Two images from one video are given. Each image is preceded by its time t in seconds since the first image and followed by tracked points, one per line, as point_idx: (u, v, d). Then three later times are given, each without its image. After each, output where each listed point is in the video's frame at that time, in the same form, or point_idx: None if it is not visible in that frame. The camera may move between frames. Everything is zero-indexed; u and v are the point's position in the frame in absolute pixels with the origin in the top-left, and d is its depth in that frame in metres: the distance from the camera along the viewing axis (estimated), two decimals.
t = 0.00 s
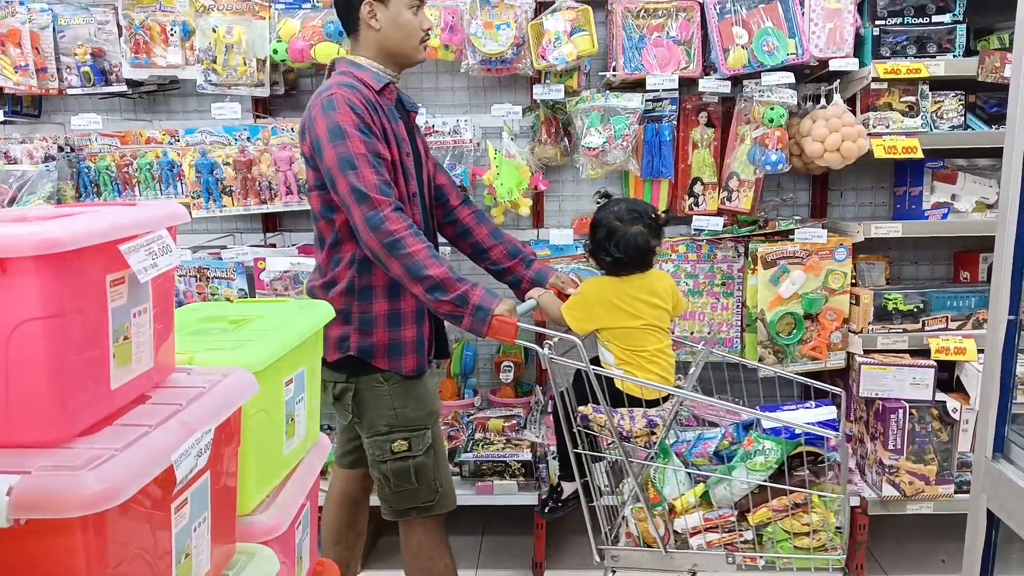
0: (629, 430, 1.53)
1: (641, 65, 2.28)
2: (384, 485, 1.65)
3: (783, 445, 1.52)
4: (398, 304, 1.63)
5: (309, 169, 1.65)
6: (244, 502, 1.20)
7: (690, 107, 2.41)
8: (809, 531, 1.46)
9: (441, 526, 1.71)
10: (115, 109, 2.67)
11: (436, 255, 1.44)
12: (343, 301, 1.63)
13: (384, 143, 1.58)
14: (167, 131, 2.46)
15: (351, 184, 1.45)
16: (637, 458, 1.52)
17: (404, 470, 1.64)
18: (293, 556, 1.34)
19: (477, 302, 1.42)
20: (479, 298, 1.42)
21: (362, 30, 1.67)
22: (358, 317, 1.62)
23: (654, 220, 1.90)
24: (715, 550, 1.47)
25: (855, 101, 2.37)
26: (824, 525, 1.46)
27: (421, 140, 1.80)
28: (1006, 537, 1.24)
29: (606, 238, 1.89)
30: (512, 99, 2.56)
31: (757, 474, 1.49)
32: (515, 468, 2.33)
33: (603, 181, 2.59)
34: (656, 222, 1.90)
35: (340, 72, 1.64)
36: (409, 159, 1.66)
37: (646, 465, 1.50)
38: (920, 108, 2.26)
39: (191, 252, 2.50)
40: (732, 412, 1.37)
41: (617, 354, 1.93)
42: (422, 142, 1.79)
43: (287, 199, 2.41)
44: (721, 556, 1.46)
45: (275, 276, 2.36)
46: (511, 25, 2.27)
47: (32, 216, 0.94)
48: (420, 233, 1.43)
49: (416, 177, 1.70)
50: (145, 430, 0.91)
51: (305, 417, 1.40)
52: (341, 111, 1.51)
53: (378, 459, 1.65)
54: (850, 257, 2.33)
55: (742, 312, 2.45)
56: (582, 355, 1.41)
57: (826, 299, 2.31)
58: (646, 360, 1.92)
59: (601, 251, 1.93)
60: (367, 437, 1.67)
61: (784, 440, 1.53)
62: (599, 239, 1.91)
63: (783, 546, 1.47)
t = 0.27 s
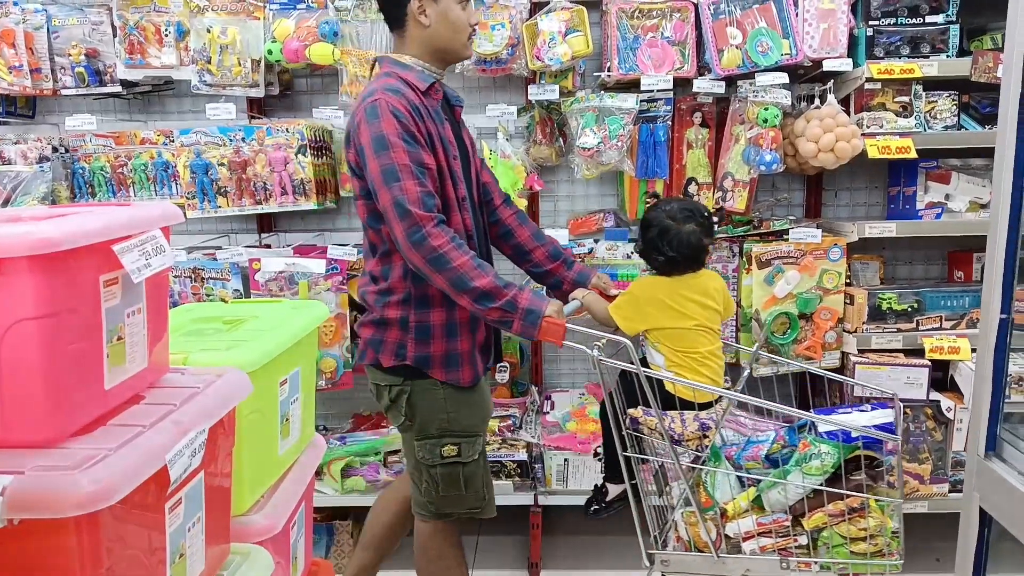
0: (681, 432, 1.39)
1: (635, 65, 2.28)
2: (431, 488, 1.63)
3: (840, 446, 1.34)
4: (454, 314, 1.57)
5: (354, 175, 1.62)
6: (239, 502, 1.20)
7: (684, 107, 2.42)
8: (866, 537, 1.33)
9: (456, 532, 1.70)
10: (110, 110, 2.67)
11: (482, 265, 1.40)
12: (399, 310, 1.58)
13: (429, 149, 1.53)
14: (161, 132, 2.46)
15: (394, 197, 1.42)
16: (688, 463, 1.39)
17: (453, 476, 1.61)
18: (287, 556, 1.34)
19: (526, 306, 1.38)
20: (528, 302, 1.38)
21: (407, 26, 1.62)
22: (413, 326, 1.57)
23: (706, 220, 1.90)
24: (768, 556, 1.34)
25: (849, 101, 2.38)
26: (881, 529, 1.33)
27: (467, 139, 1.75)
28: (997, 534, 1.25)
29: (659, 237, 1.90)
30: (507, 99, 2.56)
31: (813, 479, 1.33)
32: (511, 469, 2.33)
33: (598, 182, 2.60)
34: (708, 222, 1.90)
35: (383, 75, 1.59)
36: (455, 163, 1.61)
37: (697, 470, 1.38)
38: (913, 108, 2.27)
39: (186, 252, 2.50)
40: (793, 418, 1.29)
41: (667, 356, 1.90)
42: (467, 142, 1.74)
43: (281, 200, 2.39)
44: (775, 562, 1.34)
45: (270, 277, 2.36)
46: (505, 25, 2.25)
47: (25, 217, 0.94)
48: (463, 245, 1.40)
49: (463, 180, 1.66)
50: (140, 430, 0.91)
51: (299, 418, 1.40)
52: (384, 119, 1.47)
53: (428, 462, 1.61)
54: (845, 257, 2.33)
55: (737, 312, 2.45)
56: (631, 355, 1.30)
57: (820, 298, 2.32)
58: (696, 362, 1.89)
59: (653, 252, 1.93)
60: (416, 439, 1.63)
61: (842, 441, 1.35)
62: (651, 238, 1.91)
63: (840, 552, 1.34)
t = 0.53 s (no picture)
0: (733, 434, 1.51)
1: (631, 64, 2.28)
2: (438, 490, 1.60)
3: (893, 448, 1.44)
4: (477, 321, 1.55)
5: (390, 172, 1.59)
6: (233, 500, 1.20)
7: (680, 106, 2.42)
8: (922, 540, 1.44)
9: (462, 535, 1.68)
10: (104, 107, 2.67)
11: (530, 267, 1.41)
12: (422, 312, 1.57)
13: (474, 149, 1.52)
14: (157, 130, 2.46)
15: (440, 199, 1.40)
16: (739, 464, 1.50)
17: (461, 481, 1.59)
18: (281, 553, 1.34)
19: (576, 306, 1.40)
20: (576, 303, 1.41)
21: (459, 20, 1.60)
22: (436, 329, 1.56)
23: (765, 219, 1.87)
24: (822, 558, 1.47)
25: (844, 100, 2.38)
26: (936, 532, 1.44)
27: (507, 136, 1.73)
28: (989, 534, 1.23)
29: (719, 233, 1.85)
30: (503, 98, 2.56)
31: (868, 481, 1.45)
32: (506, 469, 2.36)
33: (594, 180, 2.61)
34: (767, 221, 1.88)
35: (424, 72, 1.56)
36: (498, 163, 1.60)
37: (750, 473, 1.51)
38: (908, 108, 2.28)
39: (181, 250, 2.49)
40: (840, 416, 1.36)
41: (718, 356, 1.89)
42: (506, 141, 1.72)
43: (277, 198, 2.39)
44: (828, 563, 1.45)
45: (265, 275, 2.36)
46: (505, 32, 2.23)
47: (19, 213, 0.94)
48: (512, 247, 1.40)
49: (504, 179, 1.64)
50: (133, 427, 0.91)
51: (294, 415, 1.40)
52: (430, 119, 1.44)
53: (437, 463, 1.59)
54: (840, 256, 2.33)
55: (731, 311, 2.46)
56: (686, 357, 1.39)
57: (814, 298, 2.33)
58: (748, 363, 1.87)
59: (709, 250, 1.89)
60: (429, 439, 1.61)
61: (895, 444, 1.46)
62: (709, 236, 1.87)
63: (895, 555, 1.46)
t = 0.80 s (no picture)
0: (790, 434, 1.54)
1: (628, 62, 2.28)
2: (455, 484, 1.61)
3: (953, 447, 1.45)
4: (509, 319, 1.54)
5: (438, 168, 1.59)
6: (228, 496, 1.20)
7: (677, 104, 2.42)
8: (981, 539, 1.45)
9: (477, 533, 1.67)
10: (100, 104, 2.66)
11: (580, 264, 1.40)
12: (458, 306, 1.58)
13: (525, 146, 1.51)
14: (152, 126, 2.45)
15: (491, 193, 1.40)
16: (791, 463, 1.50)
17: (479, 478, 1.59)
18: (276, 550, 1.34)
19: (627, 305, 1.39)
20: (628, 301, 1.39)
21: (513, 17, 1.59)
22: (469, 325, 1.56)
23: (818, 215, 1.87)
24: (879, 559, 1.46)
25: (840, 98, 2.39)
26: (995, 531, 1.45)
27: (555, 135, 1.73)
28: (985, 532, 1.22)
29: (775, 234, 1.85)
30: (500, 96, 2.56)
31: (927, 481, 1.44)
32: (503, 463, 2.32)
33: (591, 178, 2.61)
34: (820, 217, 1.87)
35: (477, 69, 1.55)
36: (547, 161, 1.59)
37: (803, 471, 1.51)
38: (905, 106, 2.28)
39: (176, 247, 2.48)
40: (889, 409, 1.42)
41: (769, 356, 1.89)
42: (555, 140, 1.71)
43: (273, 194, 2.39)
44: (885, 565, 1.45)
45: (261, 272, 2.36)
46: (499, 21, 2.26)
47: (14, 209, 0.94)
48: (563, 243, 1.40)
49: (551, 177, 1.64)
50: (129, 423, 0.91)
51: (290, 412, 1.40)
52: (484, 115, 1.43)
53: (457, 458, 1.60)
54: (836, 254, 2.35)
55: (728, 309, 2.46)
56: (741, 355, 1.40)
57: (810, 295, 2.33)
58: (799, 362, 1.88)
59: (763, 250, 1.89)
60: (453, 433, 1.63)
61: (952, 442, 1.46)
62: (762, 237, 1.87)
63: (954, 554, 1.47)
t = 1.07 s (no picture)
0: (840, 435, 1.62)
1: (624, 61, 2.28)
2: (529, 486, 1.61)
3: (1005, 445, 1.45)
4: (568, 308, 1.52)
5: (490, 158, 1.57)
6: (224, 494, 1.20)
7: (672, 103, 2.42)
8: None
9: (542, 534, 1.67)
10: (96, 102, 2.66)
11: (630, 255, 1.38)
12: (521, 298, 1.57)
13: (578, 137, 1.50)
14: (149, 124, 2.45)
15: (546, 179, 1.37)
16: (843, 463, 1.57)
17: (550, 478, 1.59)
18: (272, 549, 1.35)
19: (674, 302, 1.36)
20: (675, 299, 1.36)
21: (556, 15, 1.60)
22: (534, 316, 1.54)
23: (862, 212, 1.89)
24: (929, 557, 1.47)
25: (835, 98, 2.40)
26: None
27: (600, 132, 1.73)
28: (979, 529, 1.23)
29: (822, 232, 1.87)
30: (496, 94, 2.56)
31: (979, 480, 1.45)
32: (499, 462, 2.31)
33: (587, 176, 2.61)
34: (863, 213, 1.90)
35: (531, 61, 1.54)
36: (597, 155, 1.58)
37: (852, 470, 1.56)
38: (900, 105, 2.28)
39: (173, 245, 2.48)
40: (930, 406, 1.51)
41: (815, 356, 1.93)
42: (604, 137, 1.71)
43: (269, 192, 2.39)
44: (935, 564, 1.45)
45: (258, 270, 2.36)
46: (494, 20, 2.26)
47: (8, 206, 0.94)
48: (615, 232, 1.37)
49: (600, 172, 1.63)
50: (124, 421, 0.91)
51: (286, 410, 1.40)
52: (540, 104, 1.42)
53: (528, 459, 1.60)
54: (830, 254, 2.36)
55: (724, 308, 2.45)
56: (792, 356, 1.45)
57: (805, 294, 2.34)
58: (844, 361, 1.93)
59: (811, 250, 1.92)
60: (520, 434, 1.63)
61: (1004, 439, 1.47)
62: (809, 236, 1.90)
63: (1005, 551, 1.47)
